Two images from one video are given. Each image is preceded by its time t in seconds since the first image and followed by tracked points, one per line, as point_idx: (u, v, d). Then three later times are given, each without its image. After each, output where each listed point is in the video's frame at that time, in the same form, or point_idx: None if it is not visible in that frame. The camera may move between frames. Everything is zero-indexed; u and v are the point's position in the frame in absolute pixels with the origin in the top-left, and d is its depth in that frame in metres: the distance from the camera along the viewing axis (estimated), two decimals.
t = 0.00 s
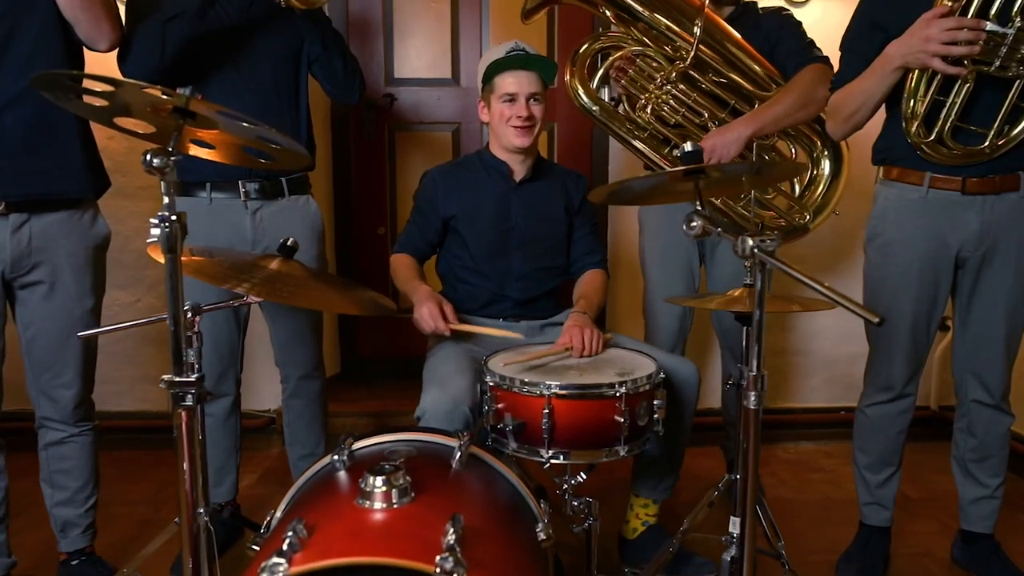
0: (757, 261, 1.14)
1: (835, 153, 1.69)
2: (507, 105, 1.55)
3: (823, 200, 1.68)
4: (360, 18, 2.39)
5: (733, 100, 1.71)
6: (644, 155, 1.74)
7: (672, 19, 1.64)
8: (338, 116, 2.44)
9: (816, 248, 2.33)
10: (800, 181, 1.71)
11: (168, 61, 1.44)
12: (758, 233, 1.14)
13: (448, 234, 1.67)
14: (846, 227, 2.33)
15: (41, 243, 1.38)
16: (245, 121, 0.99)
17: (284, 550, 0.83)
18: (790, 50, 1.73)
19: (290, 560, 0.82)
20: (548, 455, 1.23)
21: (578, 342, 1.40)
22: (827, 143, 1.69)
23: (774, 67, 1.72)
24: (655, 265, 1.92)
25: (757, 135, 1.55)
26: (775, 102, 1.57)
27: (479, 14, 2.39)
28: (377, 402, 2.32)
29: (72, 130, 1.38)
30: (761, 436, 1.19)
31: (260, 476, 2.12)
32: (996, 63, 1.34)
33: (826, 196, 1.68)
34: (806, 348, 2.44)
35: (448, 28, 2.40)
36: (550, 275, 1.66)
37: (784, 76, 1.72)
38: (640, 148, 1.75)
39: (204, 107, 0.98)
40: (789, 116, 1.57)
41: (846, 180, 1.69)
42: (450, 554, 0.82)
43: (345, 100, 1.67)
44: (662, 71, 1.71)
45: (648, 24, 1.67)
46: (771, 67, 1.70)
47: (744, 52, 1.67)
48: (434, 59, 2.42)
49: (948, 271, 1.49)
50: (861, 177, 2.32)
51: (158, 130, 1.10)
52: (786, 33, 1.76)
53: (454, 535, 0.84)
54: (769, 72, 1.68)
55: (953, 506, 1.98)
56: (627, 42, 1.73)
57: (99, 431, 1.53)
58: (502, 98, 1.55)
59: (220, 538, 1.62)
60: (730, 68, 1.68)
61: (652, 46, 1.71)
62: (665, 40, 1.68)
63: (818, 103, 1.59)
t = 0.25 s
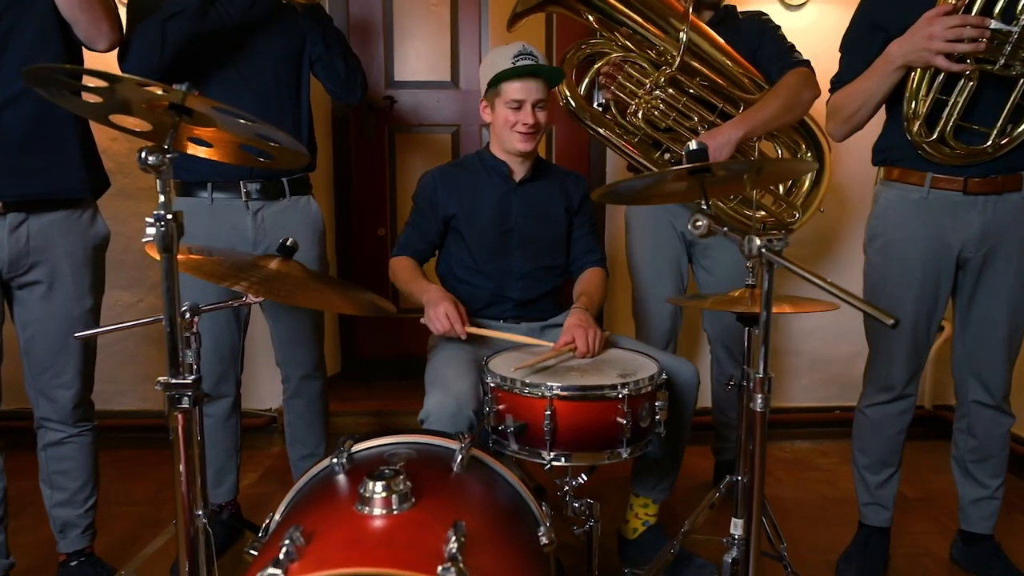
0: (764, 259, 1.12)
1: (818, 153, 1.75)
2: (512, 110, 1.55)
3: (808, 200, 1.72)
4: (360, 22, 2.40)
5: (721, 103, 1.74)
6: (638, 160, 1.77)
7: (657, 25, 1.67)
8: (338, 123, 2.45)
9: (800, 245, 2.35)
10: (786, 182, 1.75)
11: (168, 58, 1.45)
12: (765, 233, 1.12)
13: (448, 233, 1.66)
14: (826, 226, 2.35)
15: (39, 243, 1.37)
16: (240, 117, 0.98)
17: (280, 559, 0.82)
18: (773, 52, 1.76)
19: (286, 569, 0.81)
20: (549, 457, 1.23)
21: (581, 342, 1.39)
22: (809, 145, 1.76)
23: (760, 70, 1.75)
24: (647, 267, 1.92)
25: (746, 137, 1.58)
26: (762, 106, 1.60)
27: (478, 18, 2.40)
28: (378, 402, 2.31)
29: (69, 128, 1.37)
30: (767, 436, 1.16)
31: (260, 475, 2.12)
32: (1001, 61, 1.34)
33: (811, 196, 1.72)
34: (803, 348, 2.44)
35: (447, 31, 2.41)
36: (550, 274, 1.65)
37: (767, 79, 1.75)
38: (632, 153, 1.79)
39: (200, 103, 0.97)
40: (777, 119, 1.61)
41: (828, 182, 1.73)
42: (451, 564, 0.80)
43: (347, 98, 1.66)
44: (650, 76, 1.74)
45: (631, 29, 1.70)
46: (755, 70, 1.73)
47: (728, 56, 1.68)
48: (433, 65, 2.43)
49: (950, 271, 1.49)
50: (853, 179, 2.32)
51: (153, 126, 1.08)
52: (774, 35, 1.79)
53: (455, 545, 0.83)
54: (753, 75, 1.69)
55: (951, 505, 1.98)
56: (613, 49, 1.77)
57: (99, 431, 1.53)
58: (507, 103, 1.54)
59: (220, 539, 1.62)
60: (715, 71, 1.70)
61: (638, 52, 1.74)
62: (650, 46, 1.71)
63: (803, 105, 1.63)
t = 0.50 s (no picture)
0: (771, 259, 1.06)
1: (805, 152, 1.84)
2: (516, 108, 1.54)
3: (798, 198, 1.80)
4: (362, 27, 2.45)
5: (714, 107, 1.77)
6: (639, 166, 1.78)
7: (651, 30, 1.68)
8: (339, 129, 2.49)
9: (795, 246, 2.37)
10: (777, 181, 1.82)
11: (172, 61, 1.45)
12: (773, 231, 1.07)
13: (449, 234, 1.66)
14: (813, 224, 2.37)
15: (41, 243, 1.37)
16: (240, 116, 0.97)
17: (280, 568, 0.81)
18: (759, 57, 1.81)
19: None
20: (551, 457, 1.23)
21: (587, 341, 1.38)
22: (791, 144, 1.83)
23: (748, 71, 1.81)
24: (643, 265, 1.91)
25: (742, 140, 1.64)
26: (753, 110, 1.66)
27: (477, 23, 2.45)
28: (379, 401, 2.32)
29: (71, 129, 1.37)
30: (774, 433, 1.12)
31: (263, 473, 2.12)
32: (1005, 60, 1.33)
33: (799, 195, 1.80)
34: (800, 347, 2.44)
35: (447, 35, 2.45)
36: (551, 274, 1.66)
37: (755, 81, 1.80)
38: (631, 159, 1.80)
39: (201, 101, 0.96)
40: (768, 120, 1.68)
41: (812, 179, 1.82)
42: None
43: (349, 104, 1.65)
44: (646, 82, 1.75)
45: (626, 34, 1.70)
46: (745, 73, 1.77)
47: (718, 60, 1.72)
48: (433, 69, 2.47)
49: (951, 271, 1.49)
50: (841, 182, 2.34)
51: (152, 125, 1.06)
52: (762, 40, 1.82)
53: (458, 552, 0.83)
54: (742, 78, 1.74)
55: (950, 503, 1.98)
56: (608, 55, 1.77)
57: (101, 431, 1.53)
58: (510, 101, 1.54)
59: (222, 538, 1.62)
60: (707, 75, 1.73)
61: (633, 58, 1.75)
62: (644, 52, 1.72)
63: (792, 107, 1.70)
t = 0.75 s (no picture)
0: (766, 260, 1.08)
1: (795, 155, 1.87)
2: (516, 115, 1.56)
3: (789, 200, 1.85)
4: (361, 31, 2.47)
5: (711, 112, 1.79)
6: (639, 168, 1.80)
7: (649, 35, 1.70)
8: (340, 133, 2.51)
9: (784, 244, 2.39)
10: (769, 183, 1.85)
11: (173, 63, 1.48)
12: (766, 232, 1.08)
13: (447, 236, 1.68)
14: (800, 223, 2.39)
15: (44, 243, 1.39)
16: (240, 117, 0.98)
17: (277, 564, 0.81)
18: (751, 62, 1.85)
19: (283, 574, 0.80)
20: (548, 455, 1.25)
21: (583, 339, 1.40)
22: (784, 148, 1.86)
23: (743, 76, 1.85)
24: (636, 266, 1.93)
25: (739, 143, 1.67)
26: (748, 116, 1.70)
27: (476, 28, 2.48)
28: (379, 399, 2.34)
29: (74, 131, 1.38)
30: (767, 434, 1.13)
31: (264, 471, 2.14)
32: (996, 64, 1.34)
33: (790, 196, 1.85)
34: (794, 346, 2.46)
35: (446, 43, 2.48)
36: (548, 275, 1.68)
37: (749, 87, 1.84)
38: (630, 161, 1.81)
39: (201, 103, 0.97)
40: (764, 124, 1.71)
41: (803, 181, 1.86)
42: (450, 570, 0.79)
43: (348, 106, 1.68)
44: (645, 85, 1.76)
45: (625, 40, 1.73)
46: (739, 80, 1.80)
47: (713, 65, 1.75)
48: (433, 73, 2.51)
49: (942, 273, 1.51)
50: (834, 185, 2.37)
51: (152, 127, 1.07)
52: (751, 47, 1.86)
53: (454, 549, 0.83)
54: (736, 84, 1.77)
55: (942, 501, 2.00)
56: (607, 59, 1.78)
57: (103, 430, 1.55)
58: (510, 108, 1.56)
59: (224, 535, 1.64)
60: (704, 81, 1.75)
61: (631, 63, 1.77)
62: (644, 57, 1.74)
63: (787, 113, 1.73)
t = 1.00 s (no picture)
0: (759, 262, 1.09)
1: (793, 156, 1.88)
2: (514, 115, 1.58)
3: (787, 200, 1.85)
4: (361, 35, 2.48)
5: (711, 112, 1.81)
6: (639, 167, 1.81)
7: (650, 36, 1.72)
8: (340, 135, 2.53)
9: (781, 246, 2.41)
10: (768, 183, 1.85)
11: (175, 69, 1.49)
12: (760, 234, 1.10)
13: (446, 238, 1.69)
14: (800, 226, 2.41)
15: (48, 246, 1.40)
16: (241, 121, 1.00)
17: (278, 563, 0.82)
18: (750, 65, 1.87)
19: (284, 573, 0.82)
20: (545, 456, 1.26)
21: (581, 341, 1.41)
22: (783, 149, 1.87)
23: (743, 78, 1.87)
24: (635, 269, 1.95)
25: (739, 143, 1.68)
26: (748, 115, 1.71)
27: (475, 32, 2.49)
28: (379, 400, 2.35)
29: (77, 135, 1.40)
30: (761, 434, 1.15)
31: (264, 471, 2.16)
32: (989, 68, 1.36)
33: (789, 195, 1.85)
34: (792, 347, 2.48)
35: (445, 47, 2.50)
36: (546, 278, 1.69)
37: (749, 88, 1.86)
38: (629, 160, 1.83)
39: (203, 108, 0.98)
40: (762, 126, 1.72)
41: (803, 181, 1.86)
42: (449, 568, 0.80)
43: (350, 110, 1.69)
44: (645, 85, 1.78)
45: (625, 41, 1.74)
46: (739, 81, 1.82)
47: (713, 66, 1.77)
48: (433, 77, 2.52)
49: (937, 275, 1.53)
50: (831, 187, 2.38)
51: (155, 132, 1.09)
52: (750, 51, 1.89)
53: (453, 547, 0.84)
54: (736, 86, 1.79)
55: (937, 501, 2.02)
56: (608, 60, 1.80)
57: (105, 430, 1.56)
58: (509, 108, 1.58)
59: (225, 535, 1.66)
60: (704, 82, 1.77)
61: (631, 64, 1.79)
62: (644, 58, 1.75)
63: (786, 114, 1.75)
